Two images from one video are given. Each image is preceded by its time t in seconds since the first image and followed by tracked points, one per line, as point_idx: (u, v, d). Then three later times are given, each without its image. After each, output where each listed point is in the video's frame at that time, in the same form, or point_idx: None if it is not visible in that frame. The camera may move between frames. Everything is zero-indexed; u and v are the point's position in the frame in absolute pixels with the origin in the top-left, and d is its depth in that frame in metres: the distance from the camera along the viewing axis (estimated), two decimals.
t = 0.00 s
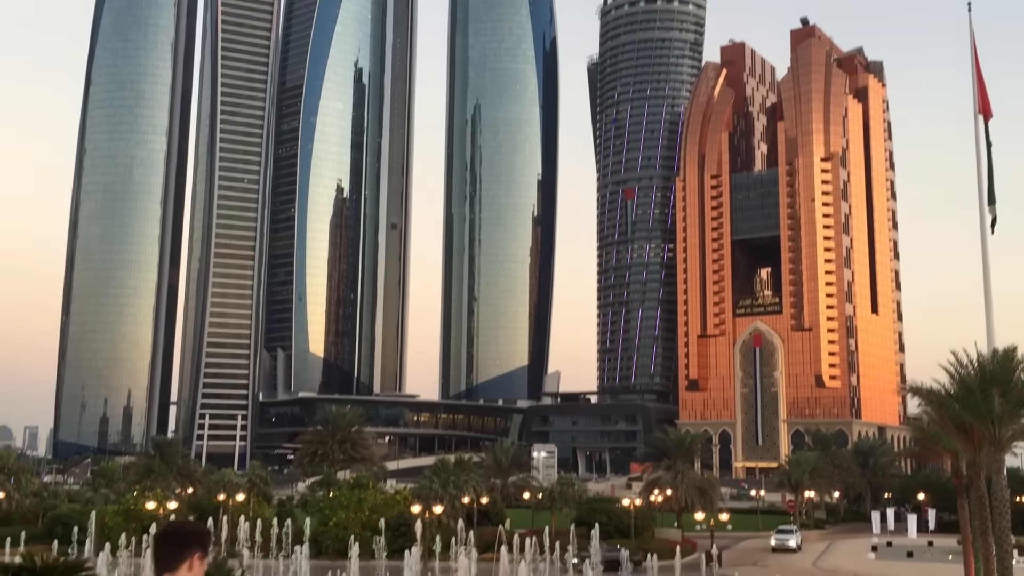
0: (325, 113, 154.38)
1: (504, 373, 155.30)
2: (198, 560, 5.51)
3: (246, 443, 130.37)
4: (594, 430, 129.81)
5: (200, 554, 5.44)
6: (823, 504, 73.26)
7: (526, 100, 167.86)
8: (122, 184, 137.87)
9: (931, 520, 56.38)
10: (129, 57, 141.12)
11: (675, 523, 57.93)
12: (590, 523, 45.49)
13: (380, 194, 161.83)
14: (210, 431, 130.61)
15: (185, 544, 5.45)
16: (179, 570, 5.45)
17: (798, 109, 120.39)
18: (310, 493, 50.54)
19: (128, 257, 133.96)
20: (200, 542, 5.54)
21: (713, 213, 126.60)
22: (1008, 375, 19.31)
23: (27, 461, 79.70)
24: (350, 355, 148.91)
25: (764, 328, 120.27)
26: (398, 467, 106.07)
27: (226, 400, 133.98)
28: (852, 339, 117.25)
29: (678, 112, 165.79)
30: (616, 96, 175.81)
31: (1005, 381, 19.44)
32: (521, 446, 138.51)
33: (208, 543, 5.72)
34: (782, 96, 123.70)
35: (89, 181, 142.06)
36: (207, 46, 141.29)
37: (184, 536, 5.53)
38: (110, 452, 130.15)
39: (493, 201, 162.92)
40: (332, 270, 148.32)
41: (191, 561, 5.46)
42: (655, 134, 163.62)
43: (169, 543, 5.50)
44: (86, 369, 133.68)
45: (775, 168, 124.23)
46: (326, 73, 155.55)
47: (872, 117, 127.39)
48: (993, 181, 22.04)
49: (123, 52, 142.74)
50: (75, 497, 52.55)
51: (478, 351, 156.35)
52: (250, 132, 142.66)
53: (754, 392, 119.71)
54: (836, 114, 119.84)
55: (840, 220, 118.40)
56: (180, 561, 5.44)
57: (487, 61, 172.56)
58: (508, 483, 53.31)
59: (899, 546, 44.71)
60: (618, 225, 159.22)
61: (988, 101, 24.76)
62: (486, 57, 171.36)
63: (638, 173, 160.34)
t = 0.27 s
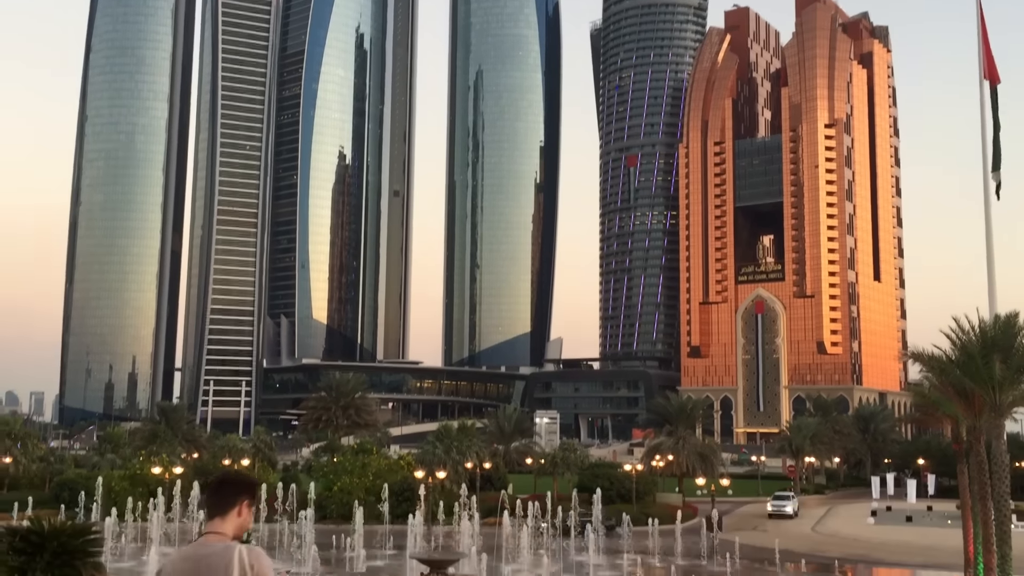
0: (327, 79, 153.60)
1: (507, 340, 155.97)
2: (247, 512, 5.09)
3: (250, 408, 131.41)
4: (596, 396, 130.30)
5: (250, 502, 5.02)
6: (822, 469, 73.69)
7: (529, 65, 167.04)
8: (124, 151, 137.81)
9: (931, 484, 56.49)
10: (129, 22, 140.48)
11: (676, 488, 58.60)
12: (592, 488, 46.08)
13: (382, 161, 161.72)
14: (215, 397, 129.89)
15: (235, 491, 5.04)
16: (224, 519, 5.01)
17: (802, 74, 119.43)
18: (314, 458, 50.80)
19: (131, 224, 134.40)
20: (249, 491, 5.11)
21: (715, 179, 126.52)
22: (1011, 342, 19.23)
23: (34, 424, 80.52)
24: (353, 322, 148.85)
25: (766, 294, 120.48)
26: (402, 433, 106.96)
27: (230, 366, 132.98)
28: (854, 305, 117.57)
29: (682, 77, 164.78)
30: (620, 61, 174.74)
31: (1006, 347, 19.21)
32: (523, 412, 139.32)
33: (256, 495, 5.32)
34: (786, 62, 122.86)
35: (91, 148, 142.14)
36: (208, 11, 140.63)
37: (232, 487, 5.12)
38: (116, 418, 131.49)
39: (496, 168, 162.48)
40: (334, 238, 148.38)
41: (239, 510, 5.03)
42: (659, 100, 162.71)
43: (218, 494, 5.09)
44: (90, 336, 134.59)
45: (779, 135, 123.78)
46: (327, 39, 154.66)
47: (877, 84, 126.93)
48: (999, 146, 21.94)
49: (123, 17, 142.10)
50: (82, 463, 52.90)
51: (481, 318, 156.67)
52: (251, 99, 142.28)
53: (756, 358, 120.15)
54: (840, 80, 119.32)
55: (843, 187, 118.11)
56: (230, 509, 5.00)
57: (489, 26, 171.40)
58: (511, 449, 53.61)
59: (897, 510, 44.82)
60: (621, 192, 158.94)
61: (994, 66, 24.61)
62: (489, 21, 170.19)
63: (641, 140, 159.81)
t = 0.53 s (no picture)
0: (322, 47, 153.11)
1: (502, 310, 156.14)
2: (287, 481, 5.02)
3: (247, 377, 131.86)
4: (592, 364, 130.49)
5: (292, 474, 4.96)
6: (816, 437, 74.45)
7: (525, 34, 166.98)
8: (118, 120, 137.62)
9: (924, 454, 57.18)
10: None
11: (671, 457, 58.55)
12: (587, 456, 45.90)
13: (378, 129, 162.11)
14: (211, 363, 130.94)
15: (277, 463, 4.99)
16: (267, 489, 4.97)
17: (800, 42, 119.32)
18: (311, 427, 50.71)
19: (126, 193, 134.80)
20: (291, 462, 5.05)
21: (713, 149, 126.43)
22: (1003, 311, 19.36)
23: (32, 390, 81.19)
24: (349, 291, 148.48)
25: (762, 265, 119.95)
26: (399, 402, 107.88)
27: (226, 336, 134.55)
28: (849, 276, 117.77)
29: (679, 46, 164.57)
30: (617, 30, 174.62)
31: (1000, 316, 19.46)
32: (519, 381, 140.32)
33: (296, 464, 5.26)
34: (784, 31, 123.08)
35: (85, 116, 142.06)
36: None
37: (276, 455, 5.08)
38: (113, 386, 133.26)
39: (492, 137, 162.80)
40: (330, 207, 148.66)
41: (280, 481, 4.98)
42: (656, 69, 162.63)
43: (263, 462, 5.05)
44: (86, 304, 135.44)
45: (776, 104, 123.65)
46: (323, 6, 154.07)
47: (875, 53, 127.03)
48: (996, 115, 21.87)
49: None
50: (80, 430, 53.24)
51: (478, 288, 157.40)
52: (246, 67, 141.77)
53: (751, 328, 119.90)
54: (838, 49, 119.20)
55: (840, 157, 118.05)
56: (272, 479, 4.95)
57: None
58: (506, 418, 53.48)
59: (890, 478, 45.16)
60: (618, 162, 159.15)
61: (993, 37, 24.49)
62: None
63: (637, 109, 159.97)
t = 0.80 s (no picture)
0: (311, 16, 152.00)
1: (490, 283, 157.23)
2: (318, 438, 5.61)
3: (237, 348, 131.52)
4: (582, 336, 131.17)
5: (323, 433, 5.55)
6: (803, 407, 74.97)
7: (516, 3, 166.11)
8: (105, 88, 136.63)
9: (909, 426, 57.82)
10: None
11: (660, 427, 58.66)
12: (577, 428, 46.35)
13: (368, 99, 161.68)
14: (201, 335, 131.33)
15: (311, 422, 5.58)
16: (300, 444, 5.59)
17: (793, 13, 119.95)
18: (302, 396, 50.94)
19: (114, 163, 134.33)
20: (322, 422, 5.63)
21: (703, 120, 126.29)
22: (991, 283, 19.45)
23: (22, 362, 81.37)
24: (339, 263, 148.99)
25: (752, 237, 120.01)
26: (389, 372, 108.37)
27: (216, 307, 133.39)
28: (839, 248, 117.97)
29: (670, 17, 163.93)
30: None
31: (988, 289, 19.50)
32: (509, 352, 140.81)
33: (327, 421, 5.82)
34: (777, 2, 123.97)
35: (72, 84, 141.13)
36: None
37: (306, 416, 5.66)
38: (103, 356, 133.43)
39: (482, 108, 162.38)
40: (319, 178, 148.30)
41: (312, 438, 5.58)
42: (647, 39, 162.12)
43: (296, 421, 5.62)
44: (75, 274, 135.44)
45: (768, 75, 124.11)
46: None
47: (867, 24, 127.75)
48: (988, 87, 21.84)
49: None
50: (70, 401, 53.19)
51: (468, 260, 157.43)
52: (235, 35, 140.67)
53: (741, 299, 120.11)
54: (830, 20, 119.61)
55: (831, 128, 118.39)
56: (305, 435, 5.56)
57: None
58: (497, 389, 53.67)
59: (877, 448, 45.51)
60: (609, 132, 159.00)
61: (984, 10, 24.41)
62: None
63: (629, 80, 159.69)
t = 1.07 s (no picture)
0: None
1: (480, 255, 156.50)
2: (323, 416, 5.77)
3: (224, 321, 131.23)
4: (568, 310, 131.42)
5: (329, 409, 5.72)
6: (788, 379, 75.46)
7: None
8: (88, 59, 135.56)
9: (893, 398, 58.27)
10: None
11: (647, 400, 59.02)
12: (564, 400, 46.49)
13: (354, 71, 161.66)
14: (187, 308, 131.14)
15: (317, 399, 5.72)
16: (307, 421, 5.72)
17: None
18: (289, 369, 50.96)
19: (98, 134, 133.86)
20: (327, 399, 5.80)
21: (692, 94, 126.26)
22: (975, 257, 19.57)
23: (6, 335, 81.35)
24: (326, 236, 149.48)
25: (740, 211, 119.65)
26: (376, 345, 108.76)
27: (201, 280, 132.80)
28: (825, 223, 119.18)
29: None
30: None
31: (973, 263, 19.62)
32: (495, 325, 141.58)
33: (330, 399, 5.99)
34: None
35: (55, 55, 140.03)
36: None
37: (313, 394, 5.81)
38: (88, 329, 134.67)
39: (470, 80, 162.65)
40: (306, 151, 148.07)
41: (319, 414, 5.72)
42: (634, 12, 162.47)
43: (300, 400, 5.76)
44: (60, 246, 135.10)
45: (755, 50, 123.89)
46: None
47: None
48: (975, 60, 21.89)
49: None
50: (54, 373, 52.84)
51: (455, 233, 158.02)
52: (220, 4, 139.81)
53: (728, 274, 119.66)
54: None
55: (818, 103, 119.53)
56: (313, 412, 5.70)
57: None
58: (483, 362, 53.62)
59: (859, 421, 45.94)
60: (596, 106, 159.54)
61: None
62: None
63: (616, 53, 160.04)
